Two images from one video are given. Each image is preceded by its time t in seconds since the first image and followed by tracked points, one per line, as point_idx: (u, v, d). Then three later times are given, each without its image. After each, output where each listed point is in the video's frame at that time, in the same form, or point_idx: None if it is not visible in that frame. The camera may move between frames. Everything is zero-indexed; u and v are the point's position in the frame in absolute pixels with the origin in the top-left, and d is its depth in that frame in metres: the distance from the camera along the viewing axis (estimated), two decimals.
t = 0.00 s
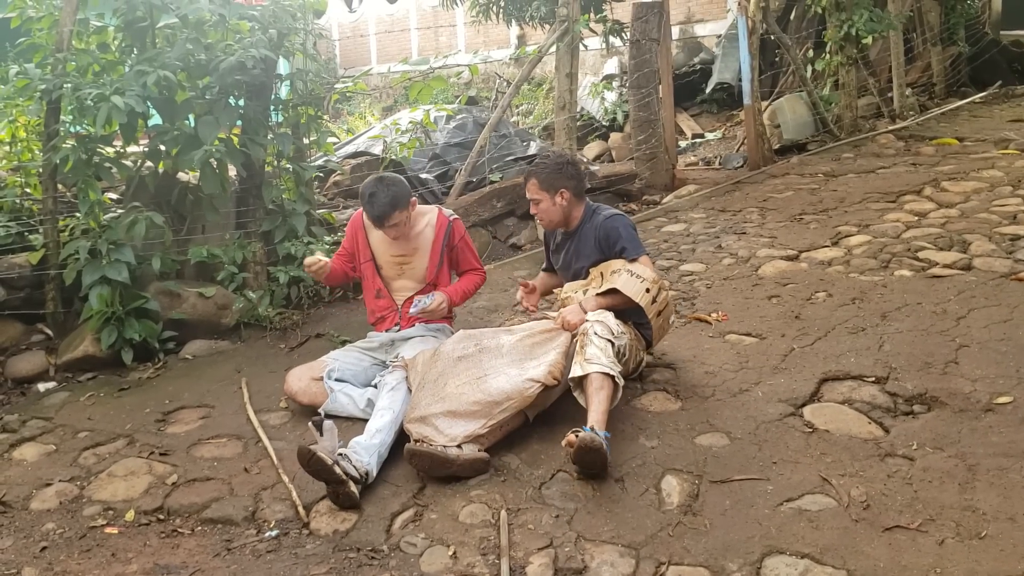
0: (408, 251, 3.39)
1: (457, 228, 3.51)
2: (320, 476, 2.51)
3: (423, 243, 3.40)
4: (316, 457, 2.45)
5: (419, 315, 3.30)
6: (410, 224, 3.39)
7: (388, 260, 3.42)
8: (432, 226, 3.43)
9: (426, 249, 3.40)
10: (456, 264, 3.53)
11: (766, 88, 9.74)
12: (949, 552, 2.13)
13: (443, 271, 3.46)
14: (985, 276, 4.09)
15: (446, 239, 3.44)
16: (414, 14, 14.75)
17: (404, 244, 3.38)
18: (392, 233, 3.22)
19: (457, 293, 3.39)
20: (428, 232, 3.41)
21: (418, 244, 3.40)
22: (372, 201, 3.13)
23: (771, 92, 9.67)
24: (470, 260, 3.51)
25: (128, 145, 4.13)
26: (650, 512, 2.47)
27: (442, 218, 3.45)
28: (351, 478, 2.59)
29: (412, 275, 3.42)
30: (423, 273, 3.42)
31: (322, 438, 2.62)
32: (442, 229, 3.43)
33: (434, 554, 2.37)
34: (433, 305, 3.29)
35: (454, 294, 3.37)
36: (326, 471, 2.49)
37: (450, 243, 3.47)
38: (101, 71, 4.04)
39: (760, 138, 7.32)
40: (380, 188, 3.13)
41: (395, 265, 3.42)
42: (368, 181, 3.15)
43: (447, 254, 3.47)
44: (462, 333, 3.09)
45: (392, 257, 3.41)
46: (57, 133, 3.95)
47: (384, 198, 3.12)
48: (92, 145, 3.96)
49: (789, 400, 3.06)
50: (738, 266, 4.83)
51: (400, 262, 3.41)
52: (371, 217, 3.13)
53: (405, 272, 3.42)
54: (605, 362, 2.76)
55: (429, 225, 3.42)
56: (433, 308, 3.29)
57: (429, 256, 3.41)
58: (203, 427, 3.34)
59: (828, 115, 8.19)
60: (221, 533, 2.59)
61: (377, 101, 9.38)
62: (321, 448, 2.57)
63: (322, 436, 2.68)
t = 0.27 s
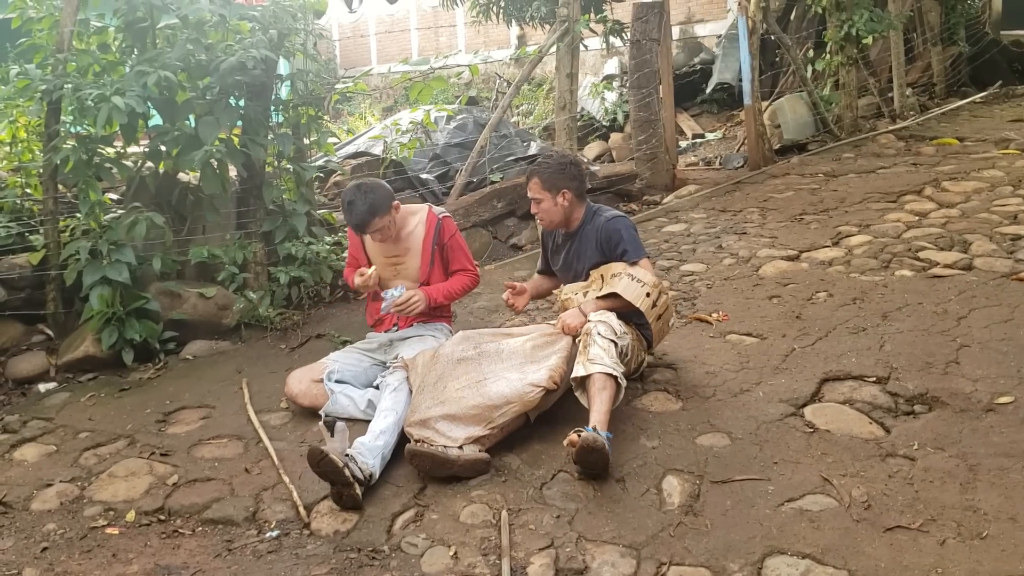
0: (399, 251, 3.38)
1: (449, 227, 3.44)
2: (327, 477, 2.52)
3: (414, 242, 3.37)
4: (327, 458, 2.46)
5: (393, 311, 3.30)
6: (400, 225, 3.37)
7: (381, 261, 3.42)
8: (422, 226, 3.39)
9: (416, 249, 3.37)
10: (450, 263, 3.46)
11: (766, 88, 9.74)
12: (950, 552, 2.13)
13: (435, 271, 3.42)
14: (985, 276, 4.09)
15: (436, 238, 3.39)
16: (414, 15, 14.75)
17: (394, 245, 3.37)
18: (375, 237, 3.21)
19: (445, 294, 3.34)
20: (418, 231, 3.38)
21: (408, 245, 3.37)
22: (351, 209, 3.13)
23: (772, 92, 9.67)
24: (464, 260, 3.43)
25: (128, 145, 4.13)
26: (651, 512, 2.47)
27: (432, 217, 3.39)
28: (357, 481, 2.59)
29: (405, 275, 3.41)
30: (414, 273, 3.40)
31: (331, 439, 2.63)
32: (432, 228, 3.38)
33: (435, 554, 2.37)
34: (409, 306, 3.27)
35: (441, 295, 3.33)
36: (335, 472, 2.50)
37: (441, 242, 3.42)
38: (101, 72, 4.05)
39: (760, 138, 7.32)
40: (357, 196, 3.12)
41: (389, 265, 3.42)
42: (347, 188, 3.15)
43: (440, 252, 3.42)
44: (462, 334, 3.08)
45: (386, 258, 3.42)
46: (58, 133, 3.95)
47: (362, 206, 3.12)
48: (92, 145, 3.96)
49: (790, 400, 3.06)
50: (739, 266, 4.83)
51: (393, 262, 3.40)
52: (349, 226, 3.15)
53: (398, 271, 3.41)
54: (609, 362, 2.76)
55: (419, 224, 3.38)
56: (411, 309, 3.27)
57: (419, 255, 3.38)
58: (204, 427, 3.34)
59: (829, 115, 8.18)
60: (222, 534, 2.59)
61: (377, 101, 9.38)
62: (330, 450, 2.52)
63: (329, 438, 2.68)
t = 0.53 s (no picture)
0: (392, 255, 3.41)
1: (441, 229, 3.43)
2: (323, 483, 2.51)
3: (406, 245, 3.39)
4: (320, 464, 2.45)
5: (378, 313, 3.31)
6: (391, 229, 3.39)
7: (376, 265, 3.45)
8: (414, 229, 3.40)
9: (408, 252, 3.39)
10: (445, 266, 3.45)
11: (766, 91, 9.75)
12: (951, 555, 2.13)
13: (429, 274, 3.42)
14: (985, 279, 4.09)
15: (428, 241, 3.40)
16: (413, 19, 14.77)
17: (386, 249, 3.40)
18: (364, 242, 3.23)
19: (435, 297, 3.33)
20: (410, 234, 3.40)
21: (400, 249, 3.40)
22: (336, 215, 3.14)
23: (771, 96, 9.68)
24: (458, 263, 3.41)
25: (129, 150, 4.14)
26: (651, 516, 2.46)
27: (423, 220, 3.40)
28: (354, 485, 2.59)
29: (400, 279, 3.42)
30: (407, 276, 3.41)
31: (325, 446, 2.62)
32: (423, 231, 3.39)
33: (435, 559, 2.36)
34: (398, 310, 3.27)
35: (431, 298, 3.32)
36: (330, 478, 2.49)
37: (433, 245, 3.41)
38: (101, 77, 4.05)
39: (760, 141, 7.32)
40: (341, 203, 3.13)
41: (384, 269, 3.44)
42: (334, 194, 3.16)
43: (433, 256, 3.41)
44: (455, 342, 3.08)
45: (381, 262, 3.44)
46: (59, 139, 3.96)
47: (345, 212, 3.12)
48: (92, 150, 3.97)
49: (790, 404, 3.06)
50: (739, 270, 4.83)
51: (386, 266, 3.43)
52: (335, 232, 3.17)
53: (392, 275, 3.43)
54: (612, 367, 2.77)
55: (410, 228, 3.40)
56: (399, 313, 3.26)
57: (412, 258, 3.40)
58: (204, 432, 3.34)
59: (828, 118, 8.19)
60: (222, 539, 2.58)
61: (377, 106, 9.40)
62: (324, 455, 2.58)
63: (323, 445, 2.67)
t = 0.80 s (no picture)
0: (387, 262, 3.40)
1: (436, 234, 3.44)
2: (328, 487, 2.51)
3: (401, 252, 3.39)
4: (328, 468, 2.44)
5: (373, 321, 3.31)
6: (386, 235, 3.39)
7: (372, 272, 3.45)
8: (409, 236, 3.40)
9: (403, 258, 3.39)
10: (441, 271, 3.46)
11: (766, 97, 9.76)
12: (951, 561, 2.13)
13: (425, 279, 3.42)
14: (985, 284, 4.09)
15: (423, 247, 3.40)
16: (413, 24, 14.80)
17: (382, 256, 3.38)
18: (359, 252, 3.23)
19: (432, 303, 3.34)
20: (405, 240, 3.40)
21: (396, 255, 3.39)
22: (330, 227, 3.15)
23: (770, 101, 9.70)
24: (453, 268, 3.42)
25: (129, 156, 4.14)
26: (651, 522, 2.46)
27: (417, 226, 3.40)
28: (357, 490, 2.58)
29: (396, 285, 3.43)
30: (403, 282, 3.41)
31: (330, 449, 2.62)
32: (418, 237, 3.40)
33: (436, 565, 2.36)
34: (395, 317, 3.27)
35: (428, 305, 3.33)
36: (335, 482, 2.49)
37: (429, 250, 3.42)
38: (102, 83, 4.06)
39: (759, 147, 7.33)
40: (335, 215, 3.14)
41: (379, 276, 3.44)
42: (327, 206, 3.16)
43: (428, 261, 3.42)
44: (455, 347, 3.08)
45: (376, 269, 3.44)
46: (59, 145, 3.96)
47: (340, 224, 3.12)
48: (92, 156, 3.98)
49: (790, 409, 3.06)
50: (739, 275, 4.83)
51: (382, 273, 3.43)
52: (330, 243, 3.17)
53: (388, 282, 3.43)
54: (618, 375, 2.77)
55: (404, 234, 3.40)
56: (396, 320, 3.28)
57: (407, 265, 3.40)
58: (204, 439, 3.34)
59: (828, 123, 8.20)
60: (222, 545, 2.58)
61: (377, 112, 9.42)
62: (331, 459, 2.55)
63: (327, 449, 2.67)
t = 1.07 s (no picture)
0: (383, 263, 3.40)
1: (432, 235, 3.44)
2: (325, 489, 2.52)
3: (397, 254, 3.39)
4: (322, 470, 2.46)
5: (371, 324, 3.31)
6: (382, 237, 3.39)
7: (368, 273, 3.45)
8: (404, 237, 3.40)
9: (399, 260, 3.39)
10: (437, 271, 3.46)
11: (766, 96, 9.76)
12: (951, 561, 2.13)
13: (422, 280, 3.43)
14: (985, 284, 4.09)
15: (419, 248, 3.40)
16: (414, 25, 14.80)
17: (378, 258, 3.38)
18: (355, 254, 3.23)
19: (429, 304, 3.34)
20: (400, 242, 3.40)
21: (392, 257, 3.39)
22: (326, 230, 3.14)
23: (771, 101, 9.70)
24: (450, 268, 3.42)
25: (129, 157, 4.15)
26: (651, 522, 2.46)
27: (412, 227, 3.40)
28: (355, 491, 2.59)
29: (392, 286, 3.43)
30: (400, 283, 3.42)
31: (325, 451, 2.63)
32: (413, 238, 3.40)
33: (436, 565, 2.36)
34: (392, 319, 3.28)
35: (426, 305, 3.34)
36: (331, 485, 2.50)
37: (425, 251, 3.43)
38: (102, 84, 4.06)
39: (759, 146, 7.34)
40: (331, 218, 3.13)
41: (375, 277, 3.44)
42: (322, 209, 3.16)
43: (424, 262, 3.42)
44: (455, 348, 3.08)
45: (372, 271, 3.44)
46: (59, 146, 3.96)
47: (336, 227, 3.12)
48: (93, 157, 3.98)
49: (790, 409, 3.06)
50: (740, 275, 4.83)
51: (378, 274, 3.43)
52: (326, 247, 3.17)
53: (385, 283, 3.43)
54: (622, 377, 2.77)
55: (400, 236, 3.40)
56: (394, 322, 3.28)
57: (403, 266, 3.40)
58: (205, 439, 3.34)
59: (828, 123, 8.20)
60: (222, 546, 2.58)
61: (378, 112, 9.43)
62: (325, 462, 2.57)
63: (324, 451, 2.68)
